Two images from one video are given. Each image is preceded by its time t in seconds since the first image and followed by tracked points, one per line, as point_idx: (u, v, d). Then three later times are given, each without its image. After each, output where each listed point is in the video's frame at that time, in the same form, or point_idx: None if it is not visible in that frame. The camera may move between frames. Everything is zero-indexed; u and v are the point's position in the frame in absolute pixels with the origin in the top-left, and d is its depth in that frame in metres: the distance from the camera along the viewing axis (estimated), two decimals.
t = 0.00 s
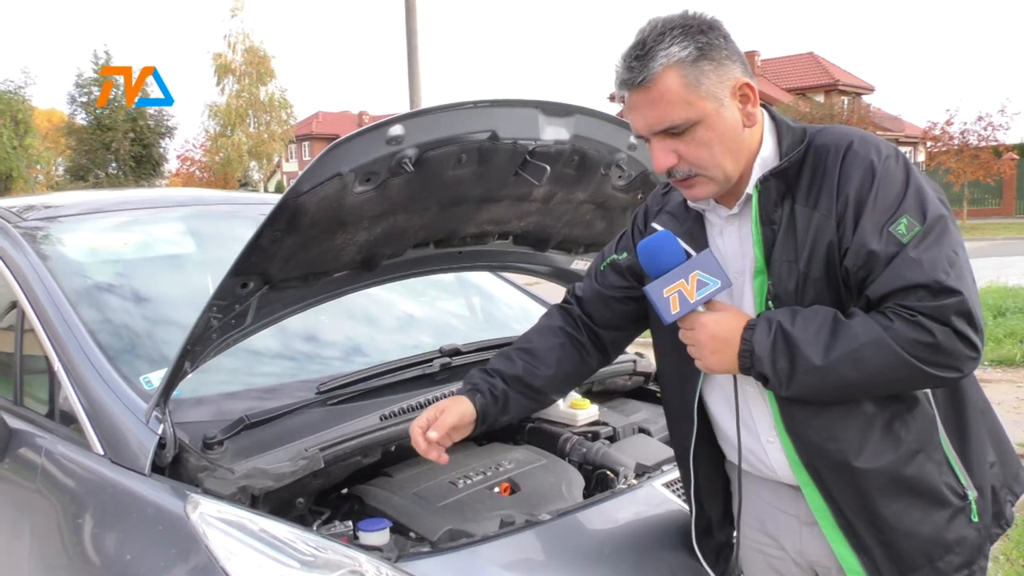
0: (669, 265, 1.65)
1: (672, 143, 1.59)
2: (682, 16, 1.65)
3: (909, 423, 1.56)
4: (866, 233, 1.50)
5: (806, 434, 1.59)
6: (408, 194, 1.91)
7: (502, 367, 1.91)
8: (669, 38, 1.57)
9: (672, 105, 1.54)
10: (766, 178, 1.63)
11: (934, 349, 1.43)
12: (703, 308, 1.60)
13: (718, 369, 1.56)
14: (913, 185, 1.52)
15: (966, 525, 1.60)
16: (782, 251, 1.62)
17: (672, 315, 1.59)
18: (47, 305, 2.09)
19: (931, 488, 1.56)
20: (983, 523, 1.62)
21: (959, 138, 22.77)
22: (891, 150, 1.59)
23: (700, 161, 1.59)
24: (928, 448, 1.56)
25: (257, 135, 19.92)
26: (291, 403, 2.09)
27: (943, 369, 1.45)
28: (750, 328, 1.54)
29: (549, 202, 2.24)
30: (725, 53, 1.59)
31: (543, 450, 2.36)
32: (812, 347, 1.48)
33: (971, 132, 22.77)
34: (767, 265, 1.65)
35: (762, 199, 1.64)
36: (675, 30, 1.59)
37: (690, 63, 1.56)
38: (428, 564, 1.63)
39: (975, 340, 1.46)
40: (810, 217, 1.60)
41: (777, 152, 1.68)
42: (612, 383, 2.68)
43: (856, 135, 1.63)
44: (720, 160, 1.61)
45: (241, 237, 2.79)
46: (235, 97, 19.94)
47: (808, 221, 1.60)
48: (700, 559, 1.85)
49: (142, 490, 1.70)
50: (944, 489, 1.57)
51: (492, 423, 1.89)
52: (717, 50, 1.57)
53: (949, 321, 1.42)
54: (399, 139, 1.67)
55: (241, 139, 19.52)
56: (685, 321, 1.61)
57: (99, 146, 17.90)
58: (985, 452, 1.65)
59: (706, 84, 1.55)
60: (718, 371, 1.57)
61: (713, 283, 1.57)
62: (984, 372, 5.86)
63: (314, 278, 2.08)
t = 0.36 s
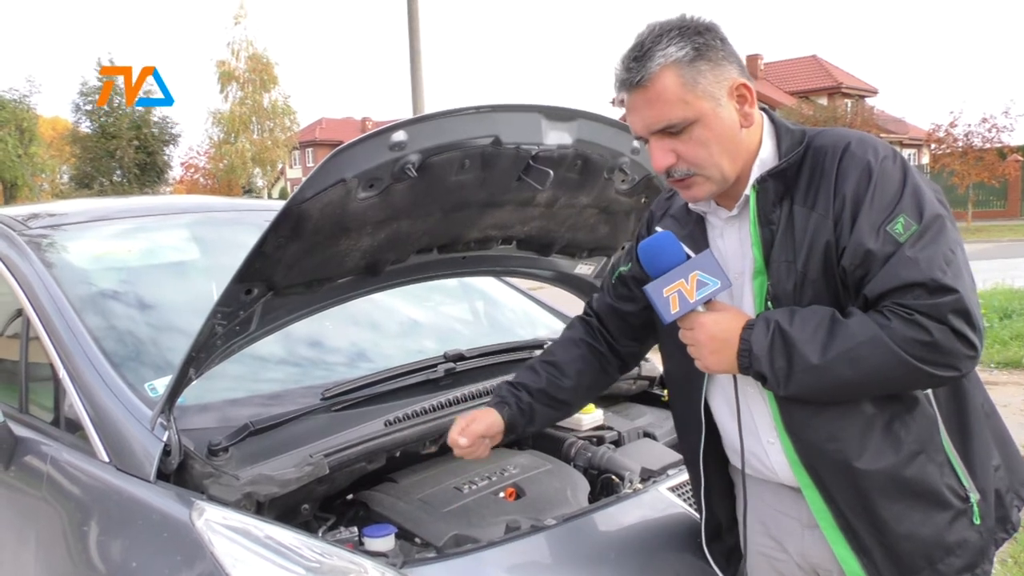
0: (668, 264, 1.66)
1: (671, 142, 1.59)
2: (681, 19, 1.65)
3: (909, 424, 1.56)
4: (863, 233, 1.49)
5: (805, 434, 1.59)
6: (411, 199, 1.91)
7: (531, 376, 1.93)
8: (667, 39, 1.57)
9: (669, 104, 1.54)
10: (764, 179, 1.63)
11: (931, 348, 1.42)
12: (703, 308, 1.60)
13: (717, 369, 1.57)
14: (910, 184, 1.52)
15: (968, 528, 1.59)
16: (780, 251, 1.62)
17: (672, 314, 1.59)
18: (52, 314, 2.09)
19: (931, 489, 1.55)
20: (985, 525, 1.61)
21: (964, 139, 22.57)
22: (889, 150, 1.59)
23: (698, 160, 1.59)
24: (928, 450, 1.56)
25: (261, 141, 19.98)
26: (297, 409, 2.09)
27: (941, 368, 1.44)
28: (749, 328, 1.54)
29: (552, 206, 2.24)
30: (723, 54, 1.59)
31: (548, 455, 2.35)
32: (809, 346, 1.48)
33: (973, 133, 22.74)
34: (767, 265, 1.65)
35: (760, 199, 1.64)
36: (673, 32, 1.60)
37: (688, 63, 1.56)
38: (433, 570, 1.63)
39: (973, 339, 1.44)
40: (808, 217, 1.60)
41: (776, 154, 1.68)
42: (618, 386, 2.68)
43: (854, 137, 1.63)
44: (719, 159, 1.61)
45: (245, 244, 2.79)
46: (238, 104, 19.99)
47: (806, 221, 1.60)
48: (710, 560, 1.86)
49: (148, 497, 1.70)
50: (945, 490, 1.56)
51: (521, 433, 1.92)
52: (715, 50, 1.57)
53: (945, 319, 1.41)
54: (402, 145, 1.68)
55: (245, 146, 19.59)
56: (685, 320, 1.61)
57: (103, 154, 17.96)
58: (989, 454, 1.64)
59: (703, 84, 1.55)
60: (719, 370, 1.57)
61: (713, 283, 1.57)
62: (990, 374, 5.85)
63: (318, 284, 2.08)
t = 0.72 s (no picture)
0: (661, 266, 1.68)
1: (639, 163, 1.63)
2: (660, 36, 1.65)
3: (901, 426, 1.56)
4: (855, 235, 1.50)
5: (797, 436, 1.59)
6: (407, 204, 1.91)
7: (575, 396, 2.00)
8: (633, 64, 1.60)
9: (629, 132, 1.58)
10: (758, 181, 1.64)
11: (922, 349, 1.42)
12: (697, 309, 1.61)
13: (711, 370, 1.57)
14: (902, 187, 1.53)
15: (959, 530, 1.59)
16: (773, 253, 1.63)
17: (666, 314, 1.60)
18: (45, 319, 2.08)
19: (922, 491, 1.56)
20: (976, 528, 1.61)
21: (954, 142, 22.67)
22: (881, 154, 1.60)
23: (666, 181, 1.62)
24: (919, 452, 1.56)
25: (254, 146, 19.94)
26: (292, 415, 2.08)
27: (931, 369, 1.45)
28: (742, 329, 1.54)
29: (547, 211, 2.24)
30: (689, 77, 1.57)
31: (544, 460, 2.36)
32: (801, 347, 1.49)
33: (963, 137, 22.87)
34: (760, 267, 1.66)
35: (754, 201, 1.65)
36: (644, 54, 1.61)
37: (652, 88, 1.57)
38: None
39: (962, 341, 1.45)
40: (800, 220, 1.60)
41: (770, 158, 1.67)
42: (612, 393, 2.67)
43: (847, 140, 1.64)
44: (689, 180, 1.62)
45: (239, 248, 2.79)
46: (230, 108, 19.95)
47: (798, 223, 1.60)
48: (705, 561, 1.88)
49: (142, 503, 1.69)
50: (937, 493, 1.57)
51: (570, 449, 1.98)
52: (678, 75, 1.56)
53: (935, 320, 1.42)
54: (398, 149, 1.68)
55: (238, 151, 19.56)
56: (679, 322, 1.61)
57: (95, 158, 17.90)
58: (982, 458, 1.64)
59: (664, 109, 1.55)
60: (712, 371, 1.57)
61: (707, 285, 1.58)
62: (982, 377, 5.87)
63: (313, 289, 2.07)
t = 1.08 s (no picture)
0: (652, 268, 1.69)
1: (637, 166, 1.63)
2: (649, 41, 1.67)
3: (890, 426, 1.56)
4: (838, 236, 1.51)
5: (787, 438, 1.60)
6: (403, 206, 1.91)
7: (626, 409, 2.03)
8: (627, 68, 1.60)
9: (627, 134, 1.58)
10: (746, 183, 1.65)
11: (904, 349, 1.43)
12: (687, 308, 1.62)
13: (699, 369, 1.58)
14: (887, 188, 1.53)
15: (949, 532, 1.58)
16: (761, 254, 1.64)
17: (657, 313, 1.62)
18: (38, 320, 2.08)
19: (911, 493, 1.55)
20: (967, 531, 1.61)
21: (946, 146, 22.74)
22: (868, 156, 1.60)
23: (664, 181, 1.62)
24: (908, 452, 1.56)
25: (248, 147, 19.90)
26: (285, 417, 2.08)
27: (914, 369, 1.45)
28: (729, 328, 1.56)
29: (543, 213, 2.25)
30: (682, 78, 1.58)
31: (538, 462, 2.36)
32: (785, 346, 1.49)
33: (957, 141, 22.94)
34: (750, 269, 1.68)
35: (741, 204, 1.66)
36: (636, 58, 1.62)
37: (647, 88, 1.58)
38: None
39: (945, 341, 1.45)
40: (787, 221, 1.61)
41: (763, 159, 1.67)
42: (607, 394, 2.66)
43: (835, 142, 1.64)
44: (686, 178, 1.62)
45: (235, 250, 2.78)
46: (225, 109, 19.90)
47: (785, 224, 1.61)
48: (704, 553, 1.90)
49: (135, 505, 1.69)
50: (927, 495, 1.56)
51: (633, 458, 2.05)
52: (671, 76, 1.57)
53: (917, 320, 1.42)
54: (394, 151, 1.68)
55: (232, 152, 19.51)
56: (669, 320, 1.63)
57: (89, 159, 17.85)
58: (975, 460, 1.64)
59: (660, 110, 1.56)
60: (699, 370, 1.59)
61: (697, 285, 1.58)
62: (976, 380, 5.89)
63: (309, 291, 2.07)
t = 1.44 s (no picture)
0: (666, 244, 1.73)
1: (674, 121, 1.68)
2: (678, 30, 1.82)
3: (891, 420, 1.57)
4: (850, 224, 1.52)
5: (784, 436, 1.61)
6: (400, 206, 1.92)
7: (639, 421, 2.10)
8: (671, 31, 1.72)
9: (675, 82, 1.65)
10: (750, 175, 1.68)
11: (919, 333, 1.43)
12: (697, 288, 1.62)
13: (707, 348, 1.58)
14: (896, 180, 1.55)
15: (948, 526, 1.58)
16: (768, 244, 1.65)
17: (670, 286, 1.61)
18: (37, 317, 2.08)
19: (912, 486, 1.55)
20: (967, 526, 1.61)
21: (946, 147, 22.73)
22: (874, 152, 1.63)
23: (700, 139, 1.68)
24: (910, 445, 1.57)
25: (248, 146, 19.90)
26: (283, 416, 2.08)
27: (927, 354, 1.46)
28: (742, 309, 1.56)
29: (541, 213, 2.25)
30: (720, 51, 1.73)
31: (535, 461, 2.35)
32: (799, 327, 1.50)
33: (956, 142, 22.87)
34: (755, 261, 1.69)
35: (747, 196, 1.69)
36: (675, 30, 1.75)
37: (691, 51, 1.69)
38: None
39: (957, 327, 1.47)
40: (795, 214, 1.62)
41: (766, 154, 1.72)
42: (604, 394, 2.65)
43: (839, 139, 1.67)
44: (722, 136, 1.69)
45: (234, 249, 2.79)
46: (225, 108, 19.89)
47: (793, 217, 1.63)
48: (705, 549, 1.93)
49: (132, 503, 1.69)
50: (926, 487, 1.56)
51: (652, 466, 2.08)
52: (714, 45, 1.71)
53: (931, 305, 1.43)
54: (391, 151, 1.68)
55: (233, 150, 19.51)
56: (679, 297, 1.63)
57: (88, 158, 17.86)
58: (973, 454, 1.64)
59: (707, 68, 1.68)
60: (707, 351, 1.59)
61: (713, 265, 1.60)
62: (975, 381, 5.89)
63: (307, 290, 2.07)
